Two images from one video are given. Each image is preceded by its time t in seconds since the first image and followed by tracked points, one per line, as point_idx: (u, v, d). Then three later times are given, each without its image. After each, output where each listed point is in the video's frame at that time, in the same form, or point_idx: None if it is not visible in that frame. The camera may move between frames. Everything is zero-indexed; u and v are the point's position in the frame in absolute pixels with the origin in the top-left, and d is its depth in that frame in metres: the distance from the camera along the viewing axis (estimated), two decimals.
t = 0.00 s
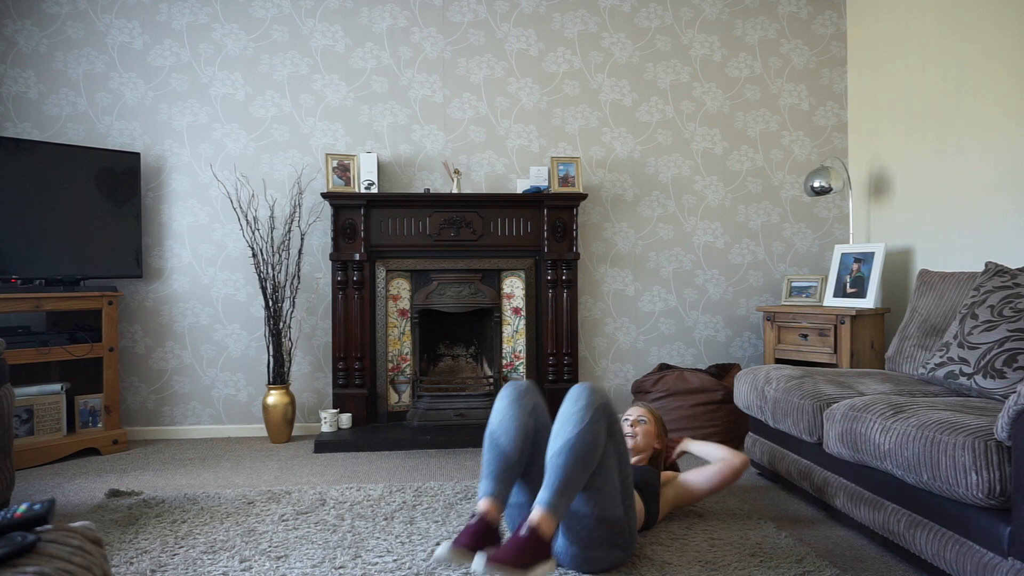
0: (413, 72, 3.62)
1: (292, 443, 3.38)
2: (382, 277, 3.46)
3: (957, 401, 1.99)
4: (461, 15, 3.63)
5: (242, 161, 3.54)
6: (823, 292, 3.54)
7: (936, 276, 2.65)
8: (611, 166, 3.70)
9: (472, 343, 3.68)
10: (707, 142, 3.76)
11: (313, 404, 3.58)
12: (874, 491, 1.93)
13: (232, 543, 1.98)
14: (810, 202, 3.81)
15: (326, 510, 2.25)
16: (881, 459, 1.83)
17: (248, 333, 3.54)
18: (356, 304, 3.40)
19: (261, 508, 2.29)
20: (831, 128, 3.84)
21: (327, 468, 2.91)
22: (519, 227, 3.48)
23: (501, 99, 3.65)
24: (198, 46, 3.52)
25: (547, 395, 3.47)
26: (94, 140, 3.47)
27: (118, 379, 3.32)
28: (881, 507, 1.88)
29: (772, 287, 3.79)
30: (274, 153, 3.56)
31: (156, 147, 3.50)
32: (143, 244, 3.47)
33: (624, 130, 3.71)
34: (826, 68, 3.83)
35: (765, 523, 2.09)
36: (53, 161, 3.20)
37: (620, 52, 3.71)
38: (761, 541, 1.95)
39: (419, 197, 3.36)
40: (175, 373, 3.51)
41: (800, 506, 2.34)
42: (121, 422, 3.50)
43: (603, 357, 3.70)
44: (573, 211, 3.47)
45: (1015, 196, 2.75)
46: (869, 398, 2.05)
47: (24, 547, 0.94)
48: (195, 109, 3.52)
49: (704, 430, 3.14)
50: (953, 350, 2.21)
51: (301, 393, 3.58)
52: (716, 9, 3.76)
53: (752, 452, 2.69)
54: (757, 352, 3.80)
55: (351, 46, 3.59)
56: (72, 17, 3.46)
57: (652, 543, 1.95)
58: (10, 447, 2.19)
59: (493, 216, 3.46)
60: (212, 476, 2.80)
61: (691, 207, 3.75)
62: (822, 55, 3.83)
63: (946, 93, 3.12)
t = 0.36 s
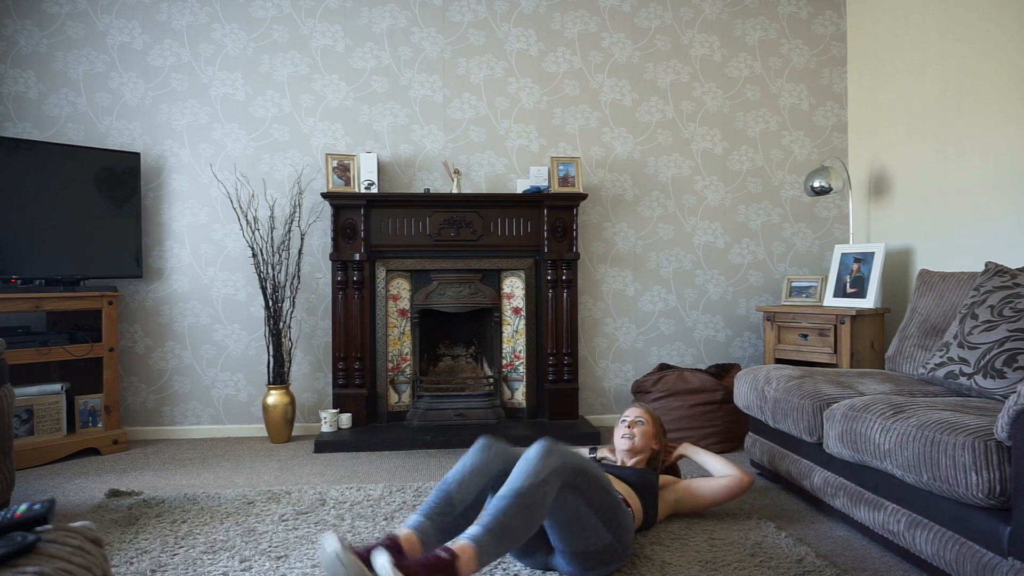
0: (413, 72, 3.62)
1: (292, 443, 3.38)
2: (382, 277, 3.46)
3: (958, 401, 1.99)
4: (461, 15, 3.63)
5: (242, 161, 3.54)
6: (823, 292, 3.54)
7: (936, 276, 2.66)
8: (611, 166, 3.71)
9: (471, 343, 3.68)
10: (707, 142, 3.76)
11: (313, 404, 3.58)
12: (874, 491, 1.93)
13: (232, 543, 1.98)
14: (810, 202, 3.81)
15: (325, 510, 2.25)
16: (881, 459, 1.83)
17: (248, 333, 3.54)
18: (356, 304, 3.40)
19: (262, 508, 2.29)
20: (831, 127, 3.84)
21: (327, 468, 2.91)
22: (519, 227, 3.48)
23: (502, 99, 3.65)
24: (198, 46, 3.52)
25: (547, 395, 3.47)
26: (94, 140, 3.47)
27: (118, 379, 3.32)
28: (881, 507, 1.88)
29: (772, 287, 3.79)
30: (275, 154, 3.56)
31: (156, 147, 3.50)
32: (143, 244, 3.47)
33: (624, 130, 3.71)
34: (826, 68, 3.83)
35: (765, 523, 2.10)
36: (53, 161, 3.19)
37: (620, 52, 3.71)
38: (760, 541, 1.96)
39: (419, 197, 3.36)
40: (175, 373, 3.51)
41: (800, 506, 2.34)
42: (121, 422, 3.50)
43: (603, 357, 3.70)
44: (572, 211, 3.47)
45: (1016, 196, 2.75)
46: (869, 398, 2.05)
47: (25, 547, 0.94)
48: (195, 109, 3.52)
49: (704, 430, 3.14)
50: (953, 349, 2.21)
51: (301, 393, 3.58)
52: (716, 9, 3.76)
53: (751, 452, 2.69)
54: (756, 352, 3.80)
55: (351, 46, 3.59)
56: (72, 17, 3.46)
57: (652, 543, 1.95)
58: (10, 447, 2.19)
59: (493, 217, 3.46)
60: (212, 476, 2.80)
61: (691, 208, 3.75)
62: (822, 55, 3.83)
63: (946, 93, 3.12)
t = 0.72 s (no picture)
0: (413, 72, 3.62)
1: (292, 443, 3.38)
2: (382, 277, 3.47)
3: (958, 401, 1.99)
4: (461, 15, 3.63)
5: (242, 161, 3.54)
6: (823, 292, 3.54)
7: (936, 276, 2.65)
8: (611, 166, 3.71)
9: (471, 343, 3.68)
10: (707, 142, 3.76)
11: (313, 404, 3.58)
12: (874, 490, 1.93)
13: (232, 543, 1.98)
14: (810, 202, 3.81)
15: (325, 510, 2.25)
16: (881, 459, 1.83)
17: (248, 333, 3.54)
18: (356, 304, 3.40)
19: (262, 508, 2.29)
20: (830, 128, 3.84)
21: (327, 468, 2.91)
22: (519, 227, 3.48)
23: (501, 98, 3.65)
24: (199, 46, 3.53)
25: (547, 395, 3.47)
26: (94, 140, 3.47)
27: (118, 379, 3.32)
28: (881, 507, 1.88)
29: (772, 287, 3.79)
30: (275, 154, 3.56)
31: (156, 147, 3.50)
32: (143, 244, 3.47)
33: (624, 130, 3.71)
34: (826, 68, 3.83)
35: (765, 523, 2.09)
36: (53, 161, 3.20)
37: (620, 52, 3.71)
38: (761, 541, 1.95)
39: (419, 197, 3.36)
40: (176, 373, 3.52)
41: (800, 506, 2.34)
42: (121, 422, 3.50)
43: (603, 357, 3.70)
44: (573, 211, 3.47)
45: (1016, 196, 2.76)
46: (869, 398, 2.05)
47: (25, 547, 0.94)
48: (195, 109, 3.52)
49: (704, 430, 3.14)
50: (953, 350, 2.21)
51: (301, 393, 3.58)
52: (716, 9, 3.76)
53: (751, 452, 2.69)
54: (756, 352, 3.80)
55: (352, 46, 3.59)
56: (72, 17, 3.46)
57: (652, 543, 1.95)
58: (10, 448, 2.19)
59: (493, 216, 3.46)
60: (212, 476, 2.80)
61: (691, 208, 3.75)
62: (822, 55, 3.83)
63: (946, 93, 3.12)
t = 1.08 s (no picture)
0: (413, 71, 3.61)
1: (292, 443, 3.38)
2: (382, 277, 3.49)
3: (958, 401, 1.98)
4: (460, 14, 3.62)
5: (242, 161, 3.53)
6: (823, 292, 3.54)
7: (937, 276, 2.65)
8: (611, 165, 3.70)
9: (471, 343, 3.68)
10: (707, 142, 3.76)
11: (313, 404, 3.58)
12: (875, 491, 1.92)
13: (231, 543, 1.97)
14: (810, 202, 3.81)
15: (325, 510, 2.25)
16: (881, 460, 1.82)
17: (247, 333, 3.54)
18: (355, 304, 3.38)
19: (261, 508, 2.29)
20: (830, 127, 3.84)
21: (327, 468, 2.91)
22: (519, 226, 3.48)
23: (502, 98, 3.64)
24: (198, 45, 3.52)
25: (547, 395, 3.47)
26: (93, 140, 3.47)
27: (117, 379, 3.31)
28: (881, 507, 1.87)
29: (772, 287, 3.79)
30: (274, 153, 3.56)
31: (155, 147, 3.50)
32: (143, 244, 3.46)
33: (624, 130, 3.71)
34: (826, 68, 3.83)
35: (766, 524, 2.09)
36: (53, 160, 3.19)
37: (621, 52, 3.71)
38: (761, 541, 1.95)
39: (418, 197, 3.35)
40: (175, 373, 3.51)
41: (800, 506, 2.34)
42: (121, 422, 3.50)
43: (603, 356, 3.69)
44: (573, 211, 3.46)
45: (1015, 196, 2.75)
46: (870, 398, 2.04)
47: (24, 548, 0.94)
48: (195, 109, 3.52)
49: (704, 430, 3.14)
50: (953, 350, 2.20)
51: (301, 393, 3.58)
52: (716, 9, 3.76)
53: (751, 453, 2.68)
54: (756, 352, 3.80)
55: (351, 46, 3.58)
56: (72, 16, 3.46)
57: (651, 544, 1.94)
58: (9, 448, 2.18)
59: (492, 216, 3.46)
60: (212, 476, 2.80)
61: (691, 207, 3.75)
62: (822, 55, 3.83)
63: (946, 93, 3.11)
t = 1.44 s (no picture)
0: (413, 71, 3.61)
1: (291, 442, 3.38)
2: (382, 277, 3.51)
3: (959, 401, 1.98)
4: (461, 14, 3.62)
5: (242, 160, 3.53)
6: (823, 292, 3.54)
7: (937, 276, 2.64)
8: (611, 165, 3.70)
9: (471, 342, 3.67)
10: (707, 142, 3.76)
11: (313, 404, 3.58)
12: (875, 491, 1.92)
13: (231, 543, 1.97)
14: (810, 202, 3.81)
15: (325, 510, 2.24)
16: (881, 460, 1.82)
17: (247, 332, 3.53)
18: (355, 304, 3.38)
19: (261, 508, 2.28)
20: (830, 127, 3.84)
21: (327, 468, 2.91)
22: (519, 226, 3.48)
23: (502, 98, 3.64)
24: (198, 45, 3.52)
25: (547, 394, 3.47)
26: (93, 139, 3.46)
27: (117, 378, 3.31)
28: (881, 507, 1.87)
29: (772, 287, 3.79)
30: (274, 153, 3.55)
31: (155, 147, 3.49)
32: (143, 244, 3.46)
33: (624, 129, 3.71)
34: (826, 68, 3.83)
35: (766, 524, 2.09)
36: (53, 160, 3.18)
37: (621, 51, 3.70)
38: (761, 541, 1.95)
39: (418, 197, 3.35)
40: (175, 372, 3.51)
41: (800, 506, 2.33)
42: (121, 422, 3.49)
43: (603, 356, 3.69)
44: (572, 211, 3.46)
45: (1014, 196, 2.74)
46: (870, 398, 2.04)
47: (22, 548, 0.93)
48: (195, 108, 3.52)
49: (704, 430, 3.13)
50: (954, 349, 2.21)
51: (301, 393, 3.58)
52: (716, 9, 3.76)
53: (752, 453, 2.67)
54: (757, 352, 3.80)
55: (351, 46, 3.58)
56: (71, 16, 3.45)
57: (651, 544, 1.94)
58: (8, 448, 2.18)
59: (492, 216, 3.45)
60: (212, 476, 2.79)
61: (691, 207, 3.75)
62: (823, 55, 3.83)
63: (946, 92, 3.11)
